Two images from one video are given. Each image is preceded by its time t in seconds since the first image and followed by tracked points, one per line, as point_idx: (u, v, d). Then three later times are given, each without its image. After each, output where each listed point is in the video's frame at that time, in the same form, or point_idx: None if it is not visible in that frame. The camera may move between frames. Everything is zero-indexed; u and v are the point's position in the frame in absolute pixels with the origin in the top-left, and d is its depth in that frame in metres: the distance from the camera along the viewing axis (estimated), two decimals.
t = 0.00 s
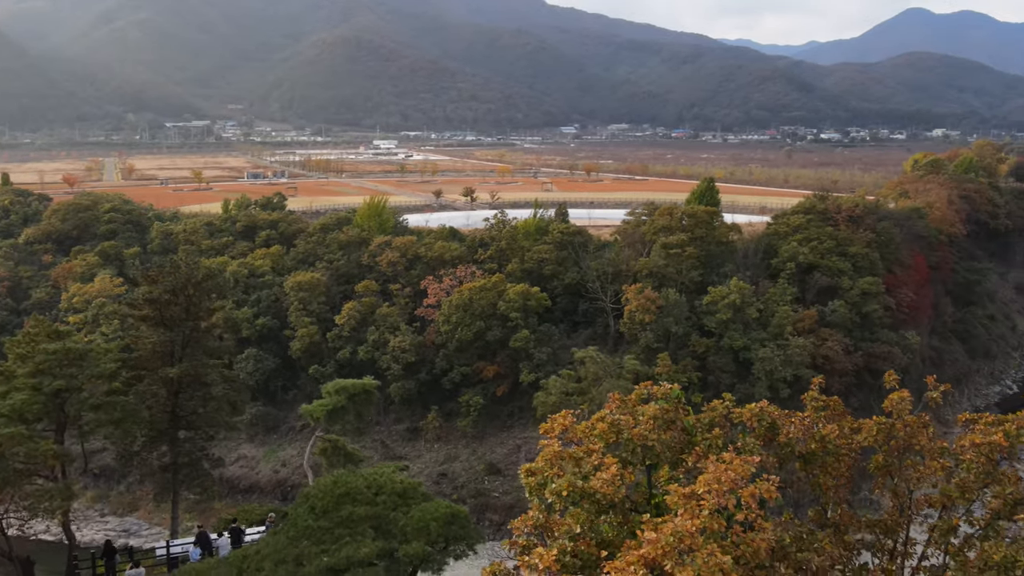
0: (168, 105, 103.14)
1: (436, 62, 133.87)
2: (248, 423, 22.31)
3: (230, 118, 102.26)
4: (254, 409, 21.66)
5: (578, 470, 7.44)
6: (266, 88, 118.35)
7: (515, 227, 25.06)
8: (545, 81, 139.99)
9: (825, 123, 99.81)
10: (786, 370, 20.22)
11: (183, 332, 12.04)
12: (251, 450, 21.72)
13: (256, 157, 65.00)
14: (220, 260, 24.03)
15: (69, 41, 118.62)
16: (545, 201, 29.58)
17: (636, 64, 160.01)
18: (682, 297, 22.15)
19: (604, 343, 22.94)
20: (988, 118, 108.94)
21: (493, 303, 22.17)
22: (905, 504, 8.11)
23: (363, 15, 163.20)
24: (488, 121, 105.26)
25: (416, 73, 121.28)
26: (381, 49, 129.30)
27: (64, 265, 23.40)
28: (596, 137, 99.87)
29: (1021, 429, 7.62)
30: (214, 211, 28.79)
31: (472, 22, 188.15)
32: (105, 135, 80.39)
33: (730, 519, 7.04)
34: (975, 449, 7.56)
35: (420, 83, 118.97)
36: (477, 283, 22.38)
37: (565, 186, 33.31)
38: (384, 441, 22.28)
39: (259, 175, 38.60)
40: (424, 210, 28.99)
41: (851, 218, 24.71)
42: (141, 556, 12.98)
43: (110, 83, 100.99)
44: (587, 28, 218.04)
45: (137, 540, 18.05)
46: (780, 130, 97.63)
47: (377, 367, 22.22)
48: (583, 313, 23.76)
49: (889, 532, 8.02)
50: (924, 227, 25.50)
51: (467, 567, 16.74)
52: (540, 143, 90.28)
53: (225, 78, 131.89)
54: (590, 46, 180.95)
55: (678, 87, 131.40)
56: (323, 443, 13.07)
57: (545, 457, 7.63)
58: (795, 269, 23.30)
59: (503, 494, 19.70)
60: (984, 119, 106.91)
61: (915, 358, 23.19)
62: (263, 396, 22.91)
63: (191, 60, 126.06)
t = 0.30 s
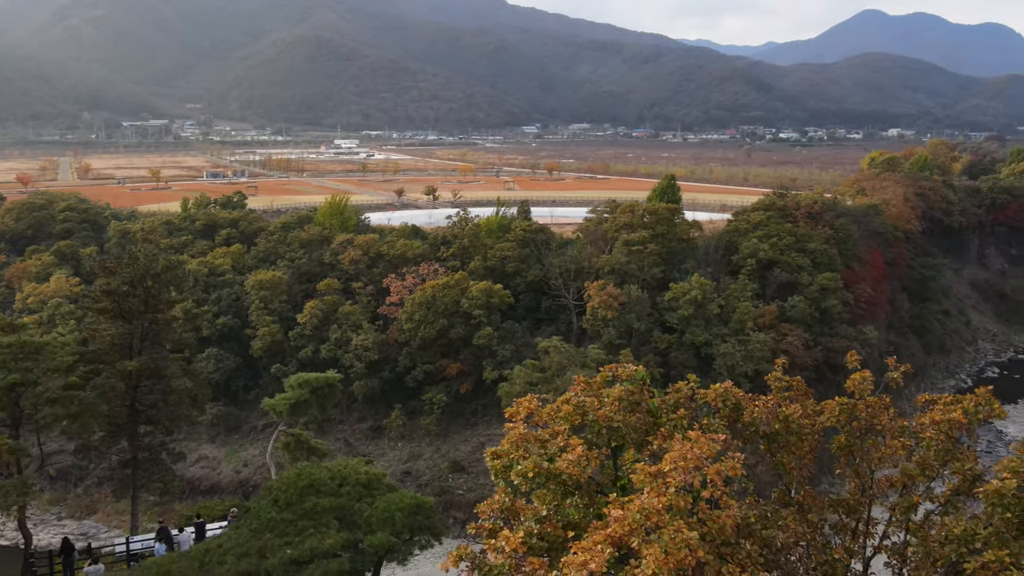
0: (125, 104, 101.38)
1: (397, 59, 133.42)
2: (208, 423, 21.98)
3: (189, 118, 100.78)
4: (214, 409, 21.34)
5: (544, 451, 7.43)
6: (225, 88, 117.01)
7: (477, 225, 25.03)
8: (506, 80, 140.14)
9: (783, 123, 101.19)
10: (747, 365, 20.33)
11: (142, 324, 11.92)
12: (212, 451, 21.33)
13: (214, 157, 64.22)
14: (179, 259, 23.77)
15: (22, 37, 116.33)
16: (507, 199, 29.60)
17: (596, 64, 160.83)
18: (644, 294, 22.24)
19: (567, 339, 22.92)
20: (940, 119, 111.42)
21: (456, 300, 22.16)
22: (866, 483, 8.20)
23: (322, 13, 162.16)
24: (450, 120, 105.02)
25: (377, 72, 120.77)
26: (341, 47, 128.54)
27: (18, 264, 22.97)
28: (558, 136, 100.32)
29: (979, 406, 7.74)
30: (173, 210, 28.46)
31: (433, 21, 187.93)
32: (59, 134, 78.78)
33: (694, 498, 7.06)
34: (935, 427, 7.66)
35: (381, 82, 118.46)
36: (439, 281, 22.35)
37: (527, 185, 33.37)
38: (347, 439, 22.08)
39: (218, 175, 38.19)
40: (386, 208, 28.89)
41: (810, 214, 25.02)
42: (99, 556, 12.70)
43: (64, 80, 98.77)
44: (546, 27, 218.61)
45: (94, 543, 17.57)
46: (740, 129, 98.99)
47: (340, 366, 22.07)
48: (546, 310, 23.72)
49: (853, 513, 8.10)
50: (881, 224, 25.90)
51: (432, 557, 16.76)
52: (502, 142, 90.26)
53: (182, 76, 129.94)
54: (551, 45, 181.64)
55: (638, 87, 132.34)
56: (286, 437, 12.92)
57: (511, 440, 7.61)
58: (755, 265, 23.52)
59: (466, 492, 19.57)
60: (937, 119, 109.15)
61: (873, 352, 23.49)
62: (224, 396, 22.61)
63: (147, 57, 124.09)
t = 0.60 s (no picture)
0: (80, 103, 99.47)
1: (357, 58, 132.72)
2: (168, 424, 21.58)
3: (147, 117, 99.15)
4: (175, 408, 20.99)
5: (510, 433, 7.41)
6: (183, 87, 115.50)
7: (440, 223, 24.99)
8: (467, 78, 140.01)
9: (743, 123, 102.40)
10: (709, 361, 20.40)
11: (100, 317, 11.82)
12: (173, 452, 20.91)
13: (173, 155, 63.38)
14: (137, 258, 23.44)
15: None
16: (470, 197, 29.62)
17: (557, 65, 161.36)
18: (606, 291, 22.32)
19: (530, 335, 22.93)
20: (895, 119, 113.54)
21: (419, 297, 22.10)
22: (829, 464, 8.29)
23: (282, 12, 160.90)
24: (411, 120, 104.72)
25: (338, 70, 120.09)
26: (301, 45, 127.58)
27: None
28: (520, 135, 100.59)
29: (939, 384, 7.86)
30: (131, 209, 28.09)
31: (393, 19, 187.30)
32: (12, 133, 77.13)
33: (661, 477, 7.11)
34: (896, 405, 7.77)
35: (342, 81, 117.72)
36: (402, 278, 22.26)
37: (490, 183, 33.44)
38: (310, 438, 21.86)
39: (177, 174, 37.77)
40: (348, 207, 28.78)
41: (770, 211, 25.31)
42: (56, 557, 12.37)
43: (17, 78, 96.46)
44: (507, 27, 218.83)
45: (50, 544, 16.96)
46: (699, 128, 100.02)
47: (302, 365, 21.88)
48: (509, 307, 23.71)
49: (816, 494, 8.18)
50: (839, 220, 26.23)
51: (399, 551, 17.22)
52: (465, 141, 90.11)
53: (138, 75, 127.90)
54: (511, 44, 181.99)
55: (599, 87, 133.12)
56: (249, 432, 12.79)
57: (477, 422, 7.56)
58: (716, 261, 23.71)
59: (431, 490, 19.43)
60: (892, 119, 111.20)
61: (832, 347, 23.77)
62: (184, 397, 22.33)
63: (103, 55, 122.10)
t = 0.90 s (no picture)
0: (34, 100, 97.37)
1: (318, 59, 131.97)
2: (129, 425, 21.25)
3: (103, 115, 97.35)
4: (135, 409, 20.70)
5: (479, 414, 7.37)
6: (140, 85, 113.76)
7: (403, 220, 24.90)
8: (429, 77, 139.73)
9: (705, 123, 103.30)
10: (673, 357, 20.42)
11: (59, 309, 11.79)
12: (134, 454, 20.56)
13: (131, 154, 62.21)
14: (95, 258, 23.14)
15: None
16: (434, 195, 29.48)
17: (520, 65, 161.60)
18: (570, 287, 22.35)
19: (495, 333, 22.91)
20: (852, 119, 115.26)
21: (383, 295, 21.95)
22: (795, 445, 8.35)
23: (242, 10, 159.41)
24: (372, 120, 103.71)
25: (299, 69, 119.22)
26: (261, 45, 126.54)
27: None
28: (483, 134, 100.57)
29: (903, 362, 7.95)
30: (89, 208, 27.64)
31: (355, 18, 186.58)
32: None
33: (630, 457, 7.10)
34: (861, 384, 7.83)
35: (303, 80, 116.83)
36: (366, 277, 22.14)
37: (454, 182, 33.35)
38: (274, 438, 21.65)
39: (136, 173, 37.25)
40: (311, 206, 28.53)
41: (731, 209, 25.57)
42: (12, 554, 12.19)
43: None
44: (469, 26, 218.57)
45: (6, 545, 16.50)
46: (661, 128, 100.77)
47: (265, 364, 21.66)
48: (473, 305, 23.67)
49: (783, 475, 8.25)
50: (800, 217, 26.54)
51: (364, 547, 17.32)
52: (428, 140, 89.69)
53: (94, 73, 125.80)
54: (473, 43, 182.03)
55: (562, 87, 133.64)
56: (213, 425, 12.72)
57: (446, 404, 7.50)
58: (679, 258, 23.83)
59: (396, 488, 19.24)
60: (850, 119, 112.92)
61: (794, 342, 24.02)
62: (145, 397, 22.10)
63: (58, 53, 119.96)
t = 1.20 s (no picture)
0: None
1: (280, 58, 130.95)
2: (90, 426, 20.89)
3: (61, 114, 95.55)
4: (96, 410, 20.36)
5: (450, 395, 7.30)
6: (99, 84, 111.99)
7: (369, 218, 24.78)
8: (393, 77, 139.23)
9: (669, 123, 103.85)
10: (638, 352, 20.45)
11: (19, 301, 11.62)
12: (94, 455, 20.18)
13: (90, 154, 61.11)
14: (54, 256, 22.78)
15: None
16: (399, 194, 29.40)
17: (484, 64, 161.54)
18: (536, 284, 22.32)
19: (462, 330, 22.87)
20: (814, 119, 116.61)
21: (349, 293, 21.81)
22: (763, 426, 8.40)
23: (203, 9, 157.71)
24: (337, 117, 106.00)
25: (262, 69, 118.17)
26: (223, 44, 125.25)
27: None
28: (448, 134, 100.44)
29: (870, 341, 8.03)
30: (48, 206, 27.23)
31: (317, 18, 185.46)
32: None
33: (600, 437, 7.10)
34: (829, 363, 7.90)
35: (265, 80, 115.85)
36: (332, 274, 21.99)
37: (419, 181, 33.28)
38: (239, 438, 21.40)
39: (97, 172, 36.68)
40: (275, 204, 28.34)
41: (695, 205, 25.74)
42: None
43: None
44: (433, 25, 218.00)
45: None
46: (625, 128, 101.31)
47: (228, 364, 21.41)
48: (439, 302, 23.59)
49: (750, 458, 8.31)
50: (762, 214, 26.83)
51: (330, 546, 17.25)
52: (393, 140, 89.08)
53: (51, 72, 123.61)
54: (437, 42, 181.65)
55: (526, 86, 133.74)
56: (176, 420, 12.61)
57: (415, 386, 7.42)
58: (644, 254, 23.91)
59: (362, 485, 19.04)
60: (811, 119, 114.16)
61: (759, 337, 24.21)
62: (107, 398, 21.74)
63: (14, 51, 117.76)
